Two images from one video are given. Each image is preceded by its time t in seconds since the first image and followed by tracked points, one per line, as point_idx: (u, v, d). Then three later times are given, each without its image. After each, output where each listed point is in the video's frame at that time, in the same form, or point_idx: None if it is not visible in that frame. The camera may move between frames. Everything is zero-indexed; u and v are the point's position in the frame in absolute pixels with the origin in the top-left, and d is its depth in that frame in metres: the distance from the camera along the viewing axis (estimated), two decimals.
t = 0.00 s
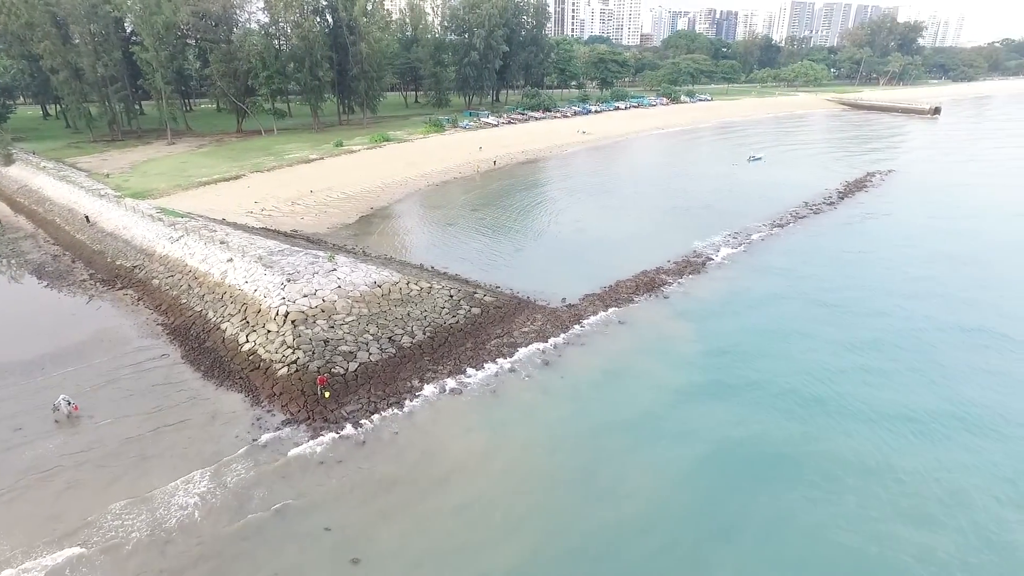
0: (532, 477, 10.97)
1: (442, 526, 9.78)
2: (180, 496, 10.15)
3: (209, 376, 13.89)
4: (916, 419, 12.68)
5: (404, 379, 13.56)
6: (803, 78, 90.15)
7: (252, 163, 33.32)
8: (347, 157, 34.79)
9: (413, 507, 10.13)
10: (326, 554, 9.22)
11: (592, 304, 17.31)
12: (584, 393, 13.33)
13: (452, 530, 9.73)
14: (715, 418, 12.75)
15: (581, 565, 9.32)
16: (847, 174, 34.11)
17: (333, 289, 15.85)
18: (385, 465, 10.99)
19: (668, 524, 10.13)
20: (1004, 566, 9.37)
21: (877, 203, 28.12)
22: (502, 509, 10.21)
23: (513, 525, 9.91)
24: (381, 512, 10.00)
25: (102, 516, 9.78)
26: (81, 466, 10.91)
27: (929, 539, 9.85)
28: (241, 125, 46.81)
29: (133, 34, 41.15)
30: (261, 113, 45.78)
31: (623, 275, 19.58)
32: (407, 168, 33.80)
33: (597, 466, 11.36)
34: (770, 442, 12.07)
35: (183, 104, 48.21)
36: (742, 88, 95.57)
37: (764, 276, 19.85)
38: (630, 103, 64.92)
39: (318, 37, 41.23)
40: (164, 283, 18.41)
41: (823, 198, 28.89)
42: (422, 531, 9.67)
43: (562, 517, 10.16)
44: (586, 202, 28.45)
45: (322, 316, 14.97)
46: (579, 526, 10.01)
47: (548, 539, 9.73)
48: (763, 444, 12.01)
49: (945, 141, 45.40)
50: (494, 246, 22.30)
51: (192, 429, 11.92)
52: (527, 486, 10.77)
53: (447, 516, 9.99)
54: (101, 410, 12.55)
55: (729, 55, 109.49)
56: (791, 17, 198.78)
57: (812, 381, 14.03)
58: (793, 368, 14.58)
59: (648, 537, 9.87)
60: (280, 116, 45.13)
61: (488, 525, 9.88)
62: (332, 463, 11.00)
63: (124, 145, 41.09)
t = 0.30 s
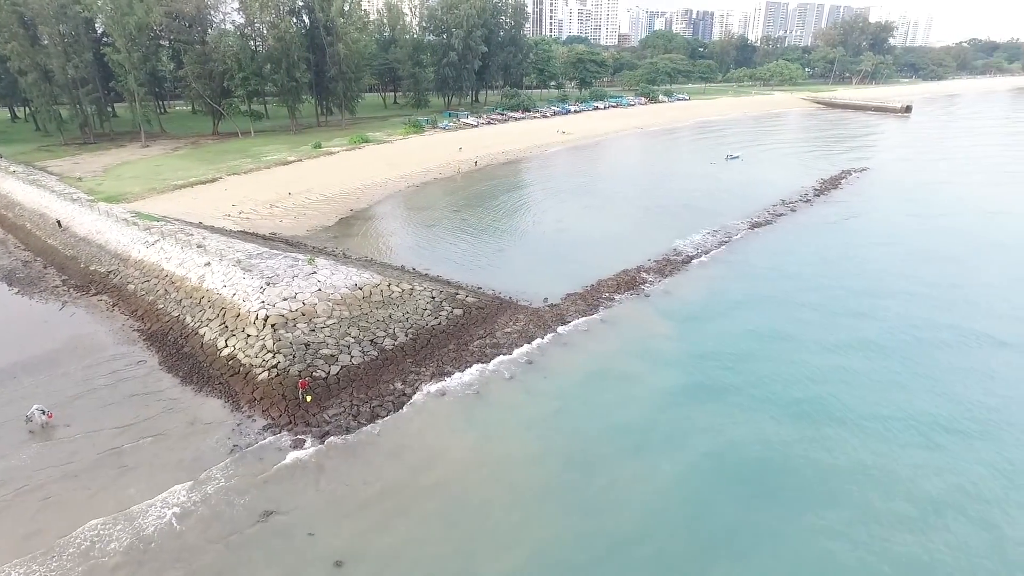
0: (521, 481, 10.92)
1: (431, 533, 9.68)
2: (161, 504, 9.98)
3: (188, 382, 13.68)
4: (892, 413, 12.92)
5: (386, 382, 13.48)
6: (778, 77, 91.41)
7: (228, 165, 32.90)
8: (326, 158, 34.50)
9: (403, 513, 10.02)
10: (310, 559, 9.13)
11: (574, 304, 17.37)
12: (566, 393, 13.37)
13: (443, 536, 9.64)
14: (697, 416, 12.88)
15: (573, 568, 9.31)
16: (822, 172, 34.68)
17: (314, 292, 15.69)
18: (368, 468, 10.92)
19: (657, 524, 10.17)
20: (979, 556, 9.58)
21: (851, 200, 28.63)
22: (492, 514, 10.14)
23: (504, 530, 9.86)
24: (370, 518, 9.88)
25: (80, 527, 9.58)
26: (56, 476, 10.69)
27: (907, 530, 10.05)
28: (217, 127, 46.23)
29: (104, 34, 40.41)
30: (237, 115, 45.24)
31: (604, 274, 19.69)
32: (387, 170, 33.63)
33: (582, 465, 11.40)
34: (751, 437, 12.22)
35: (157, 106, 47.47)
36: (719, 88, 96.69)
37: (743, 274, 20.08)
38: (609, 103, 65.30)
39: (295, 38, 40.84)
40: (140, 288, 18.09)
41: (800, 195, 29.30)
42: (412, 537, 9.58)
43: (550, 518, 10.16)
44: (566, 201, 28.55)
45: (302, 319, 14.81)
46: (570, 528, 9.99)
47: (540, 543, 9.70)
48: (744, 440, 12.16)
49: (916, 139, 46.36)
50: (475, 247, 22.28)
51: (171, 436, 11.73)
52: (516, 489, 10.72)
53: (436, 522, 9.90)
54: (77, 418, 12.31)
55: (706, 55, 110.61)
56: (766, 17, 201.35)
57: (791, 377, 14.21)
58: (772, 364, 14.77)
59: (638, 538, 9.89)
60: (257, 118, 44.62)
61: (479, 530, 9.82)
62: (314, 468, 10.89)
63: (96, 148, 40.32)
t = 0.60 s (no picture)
0: (513, 483, 10.87)
1: (424, 538, 9.59)
2: (144, 511, 9.86)
3: (170, 388, 13.48)
4: (874, 406, 13.08)
5: (372, 384, 13.40)
6: (759, 76, 92.43)
7: (209, 167, 32.55)
8: (309, 160, 34.26)
9: (394, 518, 9.91)
10: (296, 562, 9.06)
11: (560, 304, 17.42)
12: (552, 392, 13.40)
13: (436, 541, 9.54)
14: (681, 413, 12.94)
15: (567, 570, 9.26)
16: (802, 170, 35.10)
17: (298, 294, 15.55)
18: (352, 471, 10.86)
19: (649, 521, 10.17)
20: (961, 545, 9.73)
21: (832, 197, 29.01)
22: (485, 517, 10.07)
23: (498, 533, 9.79)
24: (360, 523, 9.77)
25: (61, 536, 9.43)
26: (35, 485, 10.49)
27: (892, 521, 10.17)
28: (198, 129, 45.75)
29: (80, 35, 39.81)
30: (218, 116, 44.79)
31: (588, 274, 19.77)
32: (371, 171, 33.45)
33: (568, 463, 11.43)
34: (736, 433, 12.33)
35: (136, 108, 46.83)
36: (701, 87, 97.58)
37: (727, 271, 20.24)
38: (592, 103, 65.57)
39: (276, 39, 40.52)
40: (120, 292, 17.82)
41: (781, 193, 29.63)
42: (405, 542, 9.48)
43: (537, 516, 10.18)
44: (551, 201, 28.60)
45: (286, 322, 14.66)
46: (564, 530, 9.95)
47: (535, 545, 9.64)
48: (728, 435, 12.26)
49: (894, 137, 47.09)
50: (460, 248, 22.24)
51: (154, 443, 11.55)
52: (509, 491, 10.66)
53: (429, 526, 9.80)
54: (56, 426, 12.09)
55: (687, 54, 111.46)
56: (746, 17, 203.38)
57: (775, 373, 14.36)
58: (757, 361, 14.88)
59: (630, 535, 9.89)
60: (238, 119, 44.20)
61: (473, 534, 9.74)
62: (300, 472, 10.79)
63: (73, 150, 39.69)
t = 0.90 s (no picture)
0: (503, 486, 10.83)
1: (416, 544, 9.51)
2: (126, 521, 9.71)
3: (152, 392, 13.30)
4: (855, 401, 13.27)
5: (358, 386, 13.33)
6: (739, 75, 93.31)
7: (190, 169, 32.14)
8: (291, 161, 34.00)
9: (385, 526, 9.79)
10: (282, 566, 9.00)
11: (545, 303, 17.46)
12: (538, 391, 13.45)
13: (428, 549, 9.44)
14: (667, 410, 13.03)
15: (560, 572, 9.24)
16: (784, 168, 35.44)
17: (281, 297, 15.41)
18: (338, 473, 10.82)
19: (640, 521, 10.19)
20: (945, 540, 9.85)
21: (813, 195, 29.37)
22: (477, 523, 10.00)
23: (490, 538, 9.73)
24: (350, 530, 9.66)
25: (40, 547, 9.26)
26: (16, 494, 10.30)
27: (877, 517, 10.28)
28: (177, 130, 45.16)
29: (55, 35, 39.10)
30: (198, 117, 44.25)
31: (574, 273, 19.84)
32: (354, 172, 33.27)
33: (554, 462, 11.48)
34: (720, 429, 12.45)
35: (113, 109, 46.10)
36: (683, 87, 98.29)
37: (711, 269, 20.42)
38: (575, 103, 65.77)
39: (256, 39, 40.11)
40: (99, 296, 17.54)
41: (764, 191, 29.94)
42: (396, 550, 9.37)
43: (523, 515, 10.22)
44: (535, 201, 28.64)
45: (270, 324, 14.52)
46: (557, 533, 9.91)
47: (527, 549, 9.60)
48: (713, 432, 12.38)
49: (873, 135, 47.73)
50: (445, 248, 22.19)
51: (137, 448, 11.40)
52: (500, 496, 10.60)
53: (421, 533, 9.71)
54: (35, 434, 11.87)
55: (669, 54, 112.16)
56: (726, 16, 205.17)
57: (759, 369, 14.52)
58: (741, 358, 15.04)
59: (622, 536, 9.90)
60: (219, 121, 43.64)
61: (465, 539, 9.67)
62: (286, 475, 10.70)
63: (49, 152, 38.99)
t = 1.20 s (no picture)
0: (495, 488, 10.78)
1: (410, 547, 9.44)
2: (107, 529, 9.53)
3: (134, 398, 13.11)
4: (837, 395, 13.43)
5: (343, 388, 13.24)
6: (721, 75, 94.15)
7: (170, 171, 31.75)
8: (273, 163, 33.71)
9: (376, 530, 9.69)
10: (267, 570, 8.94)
11: (531, 302, 17.48)
12: (524, 391, 13.45)
13: (421, 553, 9.36)
14: (653, 408, 13.10)
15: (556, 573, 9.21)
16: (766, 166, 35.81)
17: (265, 299, 15.26)
18: (324, 475, 10.75)
19: (633, 521, 10.18)
20: (926, 529, 10.00)
21: (794, 193, 29.70)
22: (470, 525, 9.94)
23: (483, 541, 9.69)
24: (340, 534, 9.57)
25: (20, 556, 9.10)
26: None
27: (859, 508, 10.43)
28: (157, 132, 44.60)
29: (30, 36, 38.46)
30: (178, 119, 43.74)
31: (559, 272, 19.89)
32: (337, 173, 33.06)
33: (540, 460, 11.49)
34: (704, 426, 12.54)
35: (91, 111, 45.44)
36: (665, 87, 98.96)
37: (695, 267, 20.58)
38: (559, 102, 65.95)
39: (236, 39, 39.72)
40: (78, 301, 17.26)
41: (746, 190, 30.25)
42: (389, 555, 9.27)
43: (509, 514, 10.22)
44: (520, 200, 28.67)
45: (253, 328, 14.38)
46: (542, 530, 9.93)
47: (520, 550, 9.57)
48: (697, 428, 12.48)
49: (852, 133, 48.38)
50: (430, 249, 22.14)
51: (118, 455, 11.23)
52: (492, 497, 10.55)
53: (414, 536, 9.63)
54: (14, 442, 11.66)
55: (651, 53, 112.87)
56: (707, 17, 206.98)
57: (743, 366, 14.66)
58: (726, 355, 15.17)
59: (617, 536, 9.88)
60: (199, 122, 43.21)
61: (458, 542, 9.61)
62: (271, 480, 10.61)
63: (25, 155, 38.31)
